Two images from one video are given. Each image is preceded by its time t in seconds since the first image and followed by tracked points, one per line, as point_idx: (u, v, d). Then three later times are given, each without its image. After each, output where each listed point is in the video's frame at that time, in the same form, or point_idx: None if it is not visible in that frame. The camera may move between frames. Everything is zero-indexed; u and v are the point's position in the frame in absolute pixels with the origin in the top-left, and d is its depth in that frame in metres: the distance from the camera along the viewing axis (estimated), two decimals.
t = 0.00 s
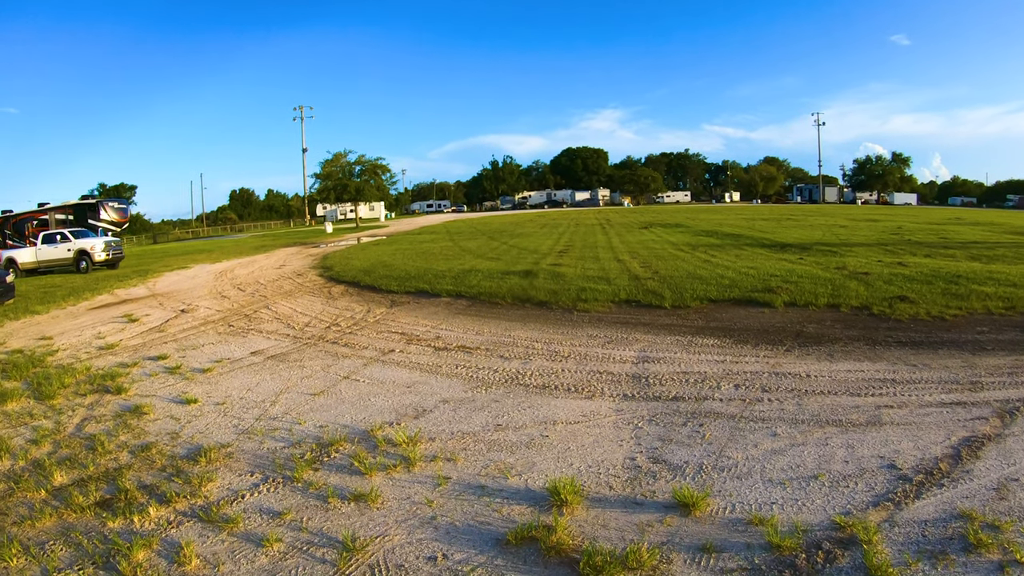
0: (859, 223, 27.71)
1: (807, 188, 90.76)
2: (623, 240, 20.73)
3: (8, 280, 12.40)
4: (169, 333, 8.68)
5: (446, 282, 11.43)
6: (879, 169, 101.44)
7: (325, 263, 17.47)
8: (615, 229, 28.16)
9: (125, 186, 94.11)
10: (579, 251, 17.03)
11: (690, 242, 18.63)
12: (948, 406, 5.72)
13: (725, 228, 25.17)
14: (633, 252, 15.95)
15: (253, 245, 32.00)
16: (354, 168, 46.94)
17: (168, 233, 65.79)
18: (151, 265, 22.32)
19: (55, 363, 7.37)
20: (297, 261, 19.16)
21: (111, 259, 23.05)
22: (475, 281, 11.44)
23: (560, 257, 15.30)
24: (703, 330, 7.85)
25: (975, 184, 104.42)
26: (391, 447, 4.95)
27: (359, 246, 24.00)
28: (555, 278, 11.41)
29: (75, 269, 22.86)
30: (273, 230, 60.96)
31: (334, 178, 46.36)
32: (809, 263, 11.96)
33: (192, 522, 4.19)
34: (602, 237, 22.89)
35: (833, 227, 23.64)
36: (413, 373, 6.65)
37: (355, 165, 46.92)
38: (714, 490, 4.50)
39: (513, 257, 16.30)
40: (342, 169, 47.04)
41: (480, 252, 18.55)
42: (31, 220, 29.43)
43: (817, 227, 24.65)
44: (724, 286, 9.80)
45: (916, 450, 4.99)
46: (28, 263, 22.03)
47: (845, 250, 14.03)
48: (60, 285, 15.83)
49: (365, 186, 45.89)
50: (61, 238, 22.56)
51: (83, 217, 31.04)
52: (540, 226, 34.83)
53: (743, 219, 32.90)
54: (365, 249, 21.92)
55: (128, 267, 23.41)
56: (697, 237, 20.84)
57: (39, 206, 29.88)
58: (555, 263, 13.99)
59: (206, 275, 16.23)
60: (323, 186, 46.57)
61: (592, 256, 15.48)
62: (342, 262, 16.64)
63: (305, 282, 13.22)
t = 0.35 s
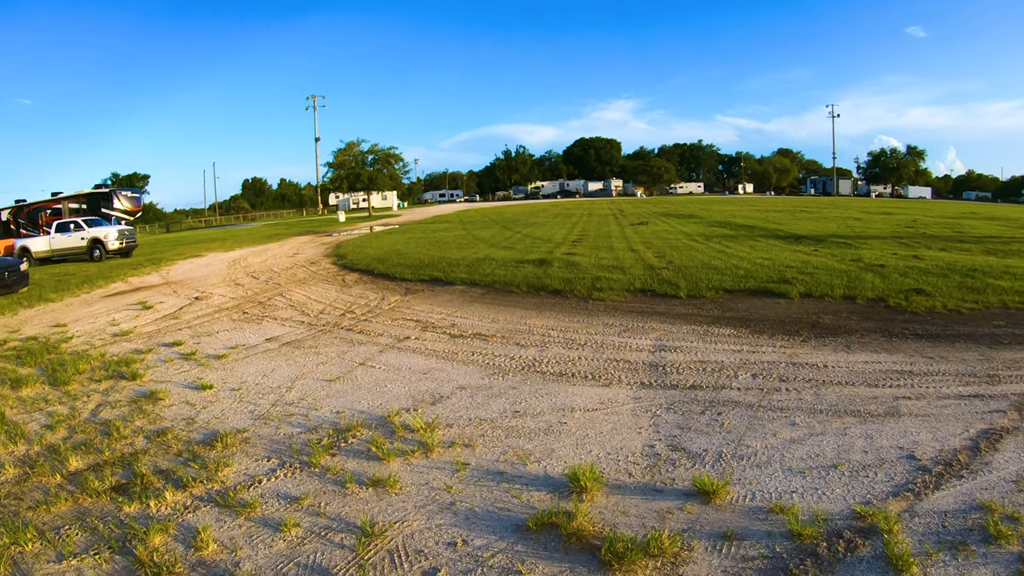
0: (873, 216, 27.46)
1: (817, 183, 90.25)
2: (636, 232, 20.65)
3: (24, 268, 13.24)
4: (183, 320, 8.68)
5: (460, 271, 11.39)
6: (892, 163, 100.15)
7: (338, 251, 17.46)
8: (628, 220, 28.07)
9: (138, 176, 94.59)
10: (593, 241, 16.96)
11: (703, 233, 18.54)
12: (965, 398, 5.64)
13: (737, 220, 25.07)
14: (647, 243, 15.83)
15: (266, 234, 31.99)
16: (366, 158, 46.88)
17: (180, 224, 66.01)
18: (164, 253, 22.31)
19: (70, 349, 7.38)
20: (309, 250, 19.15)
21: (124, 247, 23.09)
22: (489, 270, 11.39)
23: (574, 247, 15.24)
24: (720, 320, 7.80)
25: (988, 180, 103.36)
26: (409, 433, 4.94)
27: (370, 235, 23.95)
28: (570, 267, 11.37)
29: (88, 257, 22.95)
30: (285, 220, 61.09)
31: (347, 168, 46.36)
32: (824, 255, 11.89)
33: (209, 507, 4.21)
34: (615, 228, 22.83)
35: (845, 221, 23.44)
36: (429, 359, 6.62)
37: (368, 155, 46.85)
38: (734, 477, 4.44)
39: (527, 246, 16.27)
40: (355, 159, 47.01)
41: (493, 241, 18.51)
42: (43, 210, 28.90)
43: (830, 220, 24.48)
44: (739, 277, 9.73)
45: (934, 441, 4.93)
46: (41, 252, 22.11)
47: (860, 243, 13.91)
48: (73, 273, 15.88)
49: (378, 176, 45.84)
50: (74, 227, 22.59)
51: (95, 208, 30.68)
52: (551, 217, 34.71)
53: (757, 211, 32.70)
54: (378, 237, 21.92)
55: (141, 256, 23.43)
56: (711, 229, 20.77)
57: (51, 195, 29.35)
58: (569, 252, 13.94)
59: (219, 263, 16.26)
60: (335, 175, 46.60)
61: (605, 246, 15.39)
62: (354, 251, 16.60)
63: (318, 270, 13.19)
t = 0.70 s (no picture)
0: (893, 209, 27.02)
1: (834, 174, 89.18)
2: (653, 222, 20.53)
3: (44, 257, 13.40)
4: (203, 307, 8.72)
5: (479, 259, 11.36)
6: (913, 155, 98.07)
7: (356, 239, 17.49)
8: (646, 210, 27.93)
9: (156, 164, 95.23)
10: (612, 231, 16.88)
11: (721, 224, 18.40)
12: (987, 393, 5.51)
13: (757, 211, 24.87)
14: (665, 233, 15.71)
15: (283, 222, 32.03)
16: (383, 146, 46.81)
17: (199, 211, 66.42)
18: (182, 242, 22.47)
19: (90, 336, 7.43)
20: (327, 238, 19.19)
21: (143, 236, 23.23)
22: (508, 258, 11.34)
23: (593, 236, 15.16)
24: (740, 311, 7.74)
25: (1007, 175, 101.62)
26: (430, 421, 4.95)
27: (387, 224, 23.96)
28: (590, 256, 11.32)
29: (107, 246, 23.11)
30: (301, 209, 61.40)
31: (364, 156, 46.35)
32: (844, 247, 11.77)
33: (231, 493, 4.22)
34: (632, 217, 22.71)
35: (865, 213, 23.13)
36: (450, 347, 6.62)
37: (385, 143, 46.77)
38: (756, 469, 4.40)
39: (545, 235, 16.22)
40: (372, 148, 47.00)
41: (511, 230, 18.46)
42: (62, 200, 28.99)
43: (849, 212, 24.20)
44: (759, 268, 9.64)
45: (957, 436, 4.84)
46: (61, 241, 22.30)
47: (880, 235, 13.73)
48: (93, 261, 16.04)
49: (395, 165, 45.80)
50: (94, 215, 22.73)
51: (114, 198, 30.64)
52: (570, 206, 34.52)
53: (778, 202, 32.34)
54: (395, 227, 21.93)
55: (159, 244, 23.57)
56: (729, 219, 20.61)
57: (71, 185, 29.45)
58: (589, 242, 13.89)
59: (238, 251, 16.34)
60: (353, 163, 46.71)
61: (624, 235, 15.30)
62: (372, 240, 16.62)
63: (337, 258, 13.21)
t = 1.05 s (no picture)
0: (919, 205, 26.43)
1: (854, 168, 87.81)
2: (674, 212, 20.37)
3: (66, 244, 13.56)
4: (224, 294, 8.77)
5: (500, 249, 11.34)
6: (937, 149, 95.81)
7: (376, 228, 17.55)
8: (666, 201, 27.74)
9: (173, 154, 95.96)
10: (632, 222, 16.77)
11: (743, 216, 18.22)
12: (1009, 392, 5.37)
13: (778, 203, 24.55)
14: (687, 224, 15.60)
15: (303, 210, 32.07)
16: (404, 135, 46.65)
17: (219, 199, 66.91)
18: (203, 229, 22.63)
19: (111, 322, 7.50)
20: (348, 227, 19.25)
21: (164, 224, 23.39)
22: (528, 248, 11.31)
23: (613, 227, 15.09)
24: (761, 303, 7.68)
25: None
26: (452, 409, 4.96)
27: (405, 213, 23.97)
28: (610, 247, 11.27)
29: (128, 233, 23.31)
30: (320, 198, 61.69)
31: (384, 145, 46.34)
32: (865, 241, 11.64)
33: (252, 479, 4.25)
34: (653, 208, 22.54)
35: (889, 207, 22.71)
36: (470, 336, 6.64)
37: (405, 132, 46.62)
38: (777, 462, 4.37)
39: (566, 225, 16.17)
40: (392, 137, 46.88)
41: (532, 220, 18.40)
42: (84, 188, 29.21)
43: (873, 206, 23.73)
44: (781, 261, 9.55)
45: (979, 434, 4.74)
46: (83, 228, 22.54)
47: (902, 230, 13.53)
48: (115, 249, 16.20)
49: (416, 154, 45.71)
50: (115, 203, 22.91)
51: (135, 184, 30.75)
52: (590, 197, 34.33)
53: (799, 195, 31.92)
54: (416, 215, 21.98)
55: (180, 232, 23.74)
56: (750, 211, 20.40)
57: (92, 173, 29.61)
58: (609, 232, 13.84)
59: (259, 239, 16.43)
60: (373, 153, 46.72)
61: (644, 226, 15.23)
62: (393, 228, 16.67)
63: (357, 246, 13.25)
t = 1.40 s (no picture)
0: (947, 200, 25.86)
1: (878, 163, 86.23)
2: (696, 205, 20.20)
3: (90, 232, 13.75)
4: (246, 282, 8.86)
5: (522, 238, 11.35)
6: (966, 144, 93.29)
7: (399, 217, 17.62)
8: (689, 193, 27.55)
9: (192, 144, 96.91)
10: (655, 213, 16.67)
11: (766, 209, 18.02)
12: None
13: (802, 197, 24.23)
14: (710, 217, 15.49)
15: (323, 199, 32.19)
16: (427, 125, 46.55)
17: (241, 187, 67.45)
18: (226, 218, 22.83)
19: (135, 309, 7.60)
20: (370, 216, 19.32)
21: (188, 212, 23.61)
22: (552, 238, 11.31)
23: (635, 218, 15.03)
24: (785, 297, 7.63)
25: None
26: (473, 398, 5.01)
27: (427, 203, 24.00)
28: (634, 238, 11.23)
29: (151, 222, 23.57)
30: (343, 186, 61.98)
31: (407, 135, 46.35)
32: (889, 236, 11.50)
33: (273, 464, 4.29)
34: (676, 200, 22.37)
35: (915, 203, 22.24)
36: (493, 326, 6.69)
37: (428, 122, 46.55)
38: (799, 456, 4.34)
39: (588, 216, 16.13)
40: (415, 127, 46.84)
41: (554, 210, 18.35)
42: (108, 176, 29.55)
43: (899, 201, 23.29)
44: (804, 254, 9.46)
45: (1004, 432, 4.64)
46: (107, 217, 22.84)
47: (928, 226, 13.32)
48: (139, 237, 16.42)
49: (438, 143, 45.64)
50: (139, 192, 23.18)
51: (159, 174, 31.00)
52: (614, 187, 34.05)
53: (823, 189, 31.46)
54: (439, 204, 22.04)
55: (203, 221, 23.94)
56: (774, 204, 20.15)
57: (117, 162, 29.92)
58: (632, 223, 13.78)
59: (282, 228, 16.56)
60: (396, 143, 46.76)
61: (667, 218, 15.13)
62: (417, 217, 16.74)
63: (379, 236, 13.31)
